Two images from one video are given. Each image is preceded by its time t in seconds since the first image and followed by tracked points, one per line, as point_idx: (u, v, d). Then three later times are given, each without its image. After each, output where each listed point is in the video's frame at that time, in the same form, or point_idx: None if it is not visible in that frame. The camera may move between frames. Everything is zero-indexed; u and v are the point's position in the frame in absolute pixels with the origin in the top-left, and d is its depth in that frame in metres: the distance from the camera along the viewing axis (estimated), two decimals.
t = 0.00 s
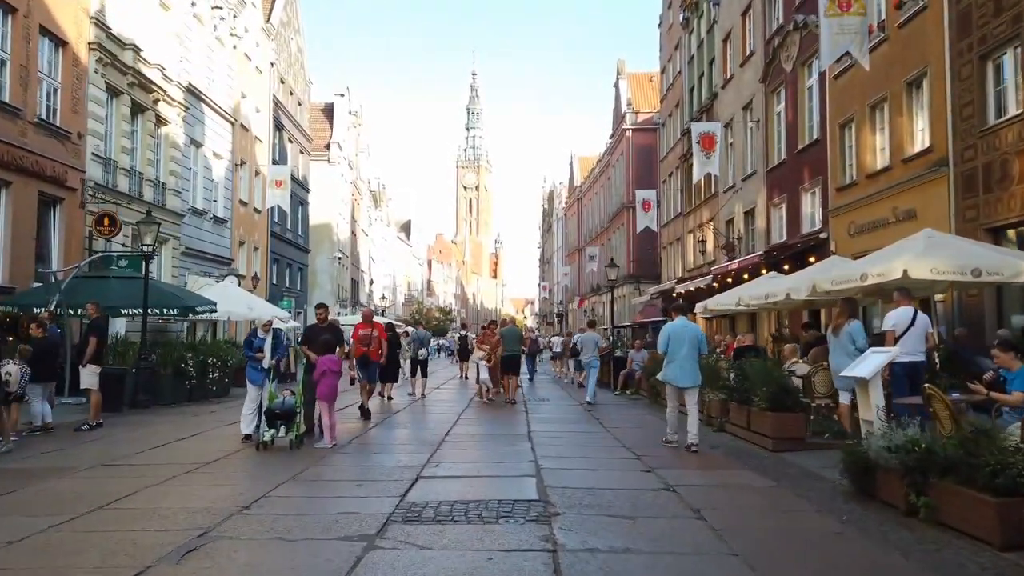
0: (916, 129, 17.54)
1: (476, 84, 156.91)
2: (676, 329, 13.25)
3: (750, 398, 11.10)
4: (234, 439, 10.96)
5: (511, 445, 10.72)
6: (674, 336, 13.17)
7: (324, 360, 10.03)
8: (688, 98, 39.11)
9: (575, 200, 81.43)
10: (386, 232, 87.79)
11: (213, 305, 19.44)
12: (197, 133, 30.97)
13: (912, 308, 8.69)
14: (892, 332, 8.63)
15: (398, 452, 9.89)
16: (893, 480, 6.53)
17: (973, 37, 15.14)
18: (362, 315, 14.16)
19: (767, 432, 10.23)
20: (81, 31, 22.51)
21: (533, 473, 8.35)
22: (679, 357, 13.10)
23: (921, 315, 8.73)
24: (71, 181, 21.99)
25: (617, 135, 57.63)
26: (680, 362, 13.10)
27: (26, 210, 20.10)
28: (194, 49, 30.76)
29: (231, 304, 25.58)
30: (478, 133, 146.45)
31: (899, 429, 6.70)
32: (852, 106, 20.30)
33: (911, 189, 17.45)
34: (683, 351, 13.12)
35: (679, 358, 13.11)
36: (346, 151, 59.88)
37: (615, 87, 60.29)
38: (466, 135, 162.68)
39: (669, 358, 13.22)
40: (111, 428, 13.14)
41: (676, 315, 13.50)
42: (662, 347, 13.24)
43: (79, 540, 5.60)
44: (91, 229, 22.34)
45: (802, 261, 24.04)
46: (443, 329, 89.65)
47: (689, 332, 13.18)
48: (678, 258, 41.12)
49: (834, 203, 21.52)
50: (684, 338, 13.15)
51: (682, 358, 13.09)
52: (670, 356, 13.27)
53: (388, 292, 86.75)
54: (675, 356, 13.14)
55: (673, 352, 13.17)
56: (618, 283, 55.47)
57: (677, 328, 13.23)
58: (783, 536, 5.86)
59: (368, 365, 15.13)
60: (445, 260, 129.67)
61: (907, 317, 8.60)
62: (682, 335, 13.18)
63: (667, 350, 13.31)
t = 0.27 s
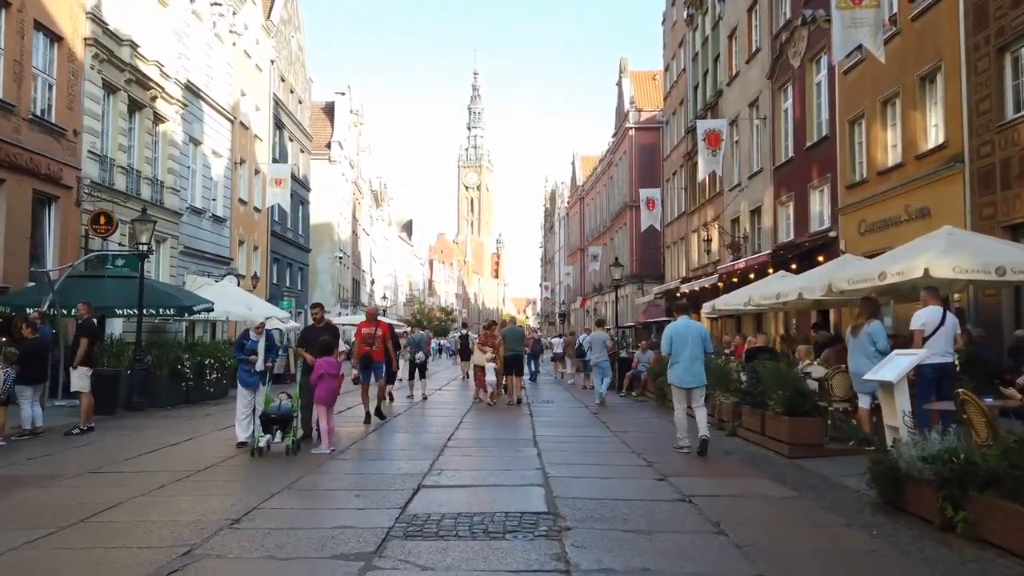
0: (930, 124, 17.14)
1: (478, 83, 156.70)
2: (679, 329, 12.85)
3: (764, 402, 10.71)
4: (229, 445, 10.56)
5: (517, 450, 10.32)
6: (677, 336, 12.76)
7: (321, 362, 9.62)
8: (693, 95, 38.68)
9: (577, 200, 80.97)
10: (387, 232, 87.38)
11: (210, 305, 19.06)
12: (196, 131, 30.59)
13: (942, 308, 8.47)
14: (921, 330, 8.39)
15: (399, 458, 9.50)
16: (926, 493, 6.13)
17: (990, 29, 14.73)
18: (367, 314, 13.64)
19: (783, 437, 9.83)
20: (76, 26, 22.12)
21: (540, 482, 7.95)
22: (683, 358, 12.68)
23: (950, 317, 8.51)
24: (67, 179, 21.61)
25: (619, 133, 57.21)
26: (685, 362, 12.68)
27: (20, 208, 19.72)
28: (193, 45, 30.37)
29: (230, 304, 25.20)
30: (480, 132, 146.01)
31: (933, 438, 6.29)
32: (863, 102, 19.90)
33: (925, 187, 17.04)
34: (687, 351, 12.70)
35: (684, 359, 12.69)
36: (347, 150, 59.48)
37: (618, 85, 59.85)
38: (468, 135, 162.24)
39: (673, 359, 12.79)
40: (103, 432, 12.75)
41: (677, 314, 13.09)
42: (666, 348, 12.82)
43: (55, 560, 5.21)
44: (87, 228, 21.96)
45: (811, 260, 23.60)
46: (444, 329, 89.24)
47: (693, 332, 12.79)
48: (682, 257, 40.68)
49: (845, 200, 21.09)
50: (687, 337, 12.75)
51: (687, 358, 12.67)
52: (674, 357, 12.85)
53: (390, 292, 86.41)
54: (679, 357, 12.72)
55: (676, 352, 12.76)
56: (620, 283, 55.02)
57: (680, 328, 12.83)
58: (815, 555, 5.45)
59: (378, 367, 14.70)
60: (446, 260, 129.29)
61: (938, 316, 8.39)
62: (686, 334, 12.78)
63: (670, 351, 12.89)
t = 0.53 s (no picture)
0: (947, 118, 16.71)
1: (479, 83, 156.26)
2: (688, 328, 12.39)
3: (782, 403, 10.29)
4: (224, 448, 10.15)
5: (525, 454, 9.91)
6: (686, 335, 12.31)
7: (319, 363, 9.21)
8: (698, 92, 38.21)
9: (579, 199, 80.48)
10: (389, 232, 86.97)
11: (208, 304, 18.67)
12: (196, 128, 30.19)
13: (975, 308, 8.29)
14: (954, 326, 8.17)
15: (403, 463, 9.09)
16: (971, 503, 5.69)
17: (1011, 19, 14.29)
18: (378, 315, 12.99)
19: (804, 441, 9.42)
20: (72, 20, 21.71)
21: (551, 488, 7.52)
22: (693, 357, 12.19)
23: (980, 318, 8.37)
24: (62, 175, 21.22)
25: (622, 132, 56.75)
26: (696, 362, 12.17)
27: (14, 205, 19.33)
28: (192, 42, 29.97)
29: (229, 303, 24.78)
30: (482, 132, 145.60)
31: (976, 443, 5.86)
32: (876, 96, 19.49)
33: (941, 182, 16.62)
34: (697, 350, 12.21)
35: (694, 358, 12.18)
36: (348, 149, 59.07)
37: (621, 83, 59.37)
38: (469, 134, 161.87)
39: (684, 359, 12.29)
40: (94, 435, 12.32)
41: (685, 313, 12.67)
42: (675, 348, 12.35)
43: None
44: (83, 226, 21.57)
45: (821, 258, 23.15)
46: (446, 329, 88.80)
47: (702, 329, 12.34)
48: (687, 256, 40.23)
49: (856, 197, 20.65)
50: (696, 335, 12.29)
51: (697, 357, 12.18)
52: (684, 357, 12.37)
53: (391, 292, 85.98)
54: (689, 356, 12.23)
55: (686, 352, 12.28)
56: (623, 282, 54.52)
57: (689, 326, 12.38)
58: (852, 570, 5.04)
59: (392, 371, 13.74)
60: (448, 260, 128.83)
61: (972, 314, 8.20)
62: (695, 332, 12.32)
63: (679, 350, 12.41)
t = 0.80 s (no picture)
0: (963, 112, 16.28)
1: (480, 83, 155.69)
2: (702, 327, 12.02)
3: (801, 406, 9.83)
4: (217, 452, 9.72)
5: (531, 459, 9.46)
6: (700, 334, 11.93)
7: (317, 363, 8.79)
8: (703, 89, 37.72)
9: (582, 198, 79.91)
10: (390, 231, 86.50)
11: (204, 304, 18.24)
12: (194, 125, 29.76)
13: (1009, 307, 7.99)
14: (991, 323, 7.81)
15: (404, 468, 8.65)
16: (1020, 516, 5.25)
17: None
18: (389, 314, 12.32)
19: (824, 445, 8.97)
20: (67, 13, 21.29)
21: (561, 497, 7.07)
22: (708, 357, 11.80)
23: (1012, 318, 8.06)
24: (57, 172, 20.80)
25: (625, 130, 56.21)
26: (710, 363, 11.77)
27: (7, 202, 18.92)
28: (191, 37, 29.55)
29: (228, 302, 24.36)
30: (484, 131, 145.08)
31: None
32: (889, 89, 19.05)
33: (958, 177, 16.18)
34: (712, 351, 11.84)
35: (708, 359, 11.79)
36: (349, 147, 58.61)
37: (624, 81, 58.82)
38: (471, 134, 161.34)
39: (698, 359, 11.88)
40: (84, 437, 11.90)
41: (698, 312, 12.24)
42: (688, 348, 11.94)
43: None
44: (78, 223, 21.14)
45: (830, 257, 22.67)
46: (448, 329, 88.30)
47: (717, 330, 11.97)
48: (691, 255, 39.70)
49: (869, 194, 20.18)
50: (712, 335, 11.91)
51: (712, 358, 11.78)
52: (697, 357, 11.93)
53: (392, 292, 85.41)
54: (703, 357, 11.84)
55: (700, 352, 11.89)
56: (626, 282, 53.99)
57: (703, 325, 12.00)
58: None
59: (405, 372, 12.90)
60: (450, 260, 128.24)
61: (1007, 314, 7.87)
62: (710, 333, 11.94)
63: (692, 351, 12.01)
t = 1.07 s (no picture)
0: (980, 104, 15.83)
1: (481, 83, 155.35)
2: (717, 326, 11.57)
3: (819, 408, 9.38)
4: (207, 455, 9.29)
5: (536, 463, 9.01)
6: (714, 333, 11.50)
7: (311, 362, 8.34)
8: (707, 85, 37.23)
9: (584, 197, 79.38)
10: (391, 230, 86.05)
11: (199, 301, 17.78)
12: (192, 121, 29.34)
13: None
14: None
15: (402, 473, 8.20)
16: None
17: None
18: (398, 310, 11.51)
19: (846, 448, 8.52)
20: (61, 6, 20.87)
21: (568, 505, 6.64)
22: (720, 357, 11.38)
23: None
24: (50, 167, 20.36)
25: (628, 128, 55.75)
26: (722, 363, 11.36)
27: None
28: (188, 32, 29.12)
29: (225, 300, 23.93)
30: (485, 130, 144.59)
31: None
32: (901, 82, 18.60)
33: (974, 171, 15.73)
34: (725, 350, 11.42)
35: (721, 359, 11.40)
36: (349, 145, 58.15)
37: (627, 79, 58.35)
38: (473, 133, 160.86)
39: (711, 358, 11.45)
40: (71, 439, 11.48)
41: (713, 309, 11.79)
42: (701, 346, 11.48)
43: None
44: (71, 220, 20.71)
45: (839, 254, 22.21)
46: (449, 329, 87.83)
47: (731, 328, 11.54)
48: (695, 253, 39.23)
49: (880, 189, 19.72)
50: (726, 334, 11.48)
51: (725, 358, 11.38)
52: (709, 356, 11.50)
53: (393, 291, 84.97)
54: (716, 356, 11.42)
55: (712, 351, 11.46)
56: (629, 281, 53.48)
57: (718, 324, 11.56)
58: None
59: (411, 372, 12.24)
60: (451, 259, 127.81)
61: None
62: (724, 331, 11.52)
63: (705, 349, 11.56)
